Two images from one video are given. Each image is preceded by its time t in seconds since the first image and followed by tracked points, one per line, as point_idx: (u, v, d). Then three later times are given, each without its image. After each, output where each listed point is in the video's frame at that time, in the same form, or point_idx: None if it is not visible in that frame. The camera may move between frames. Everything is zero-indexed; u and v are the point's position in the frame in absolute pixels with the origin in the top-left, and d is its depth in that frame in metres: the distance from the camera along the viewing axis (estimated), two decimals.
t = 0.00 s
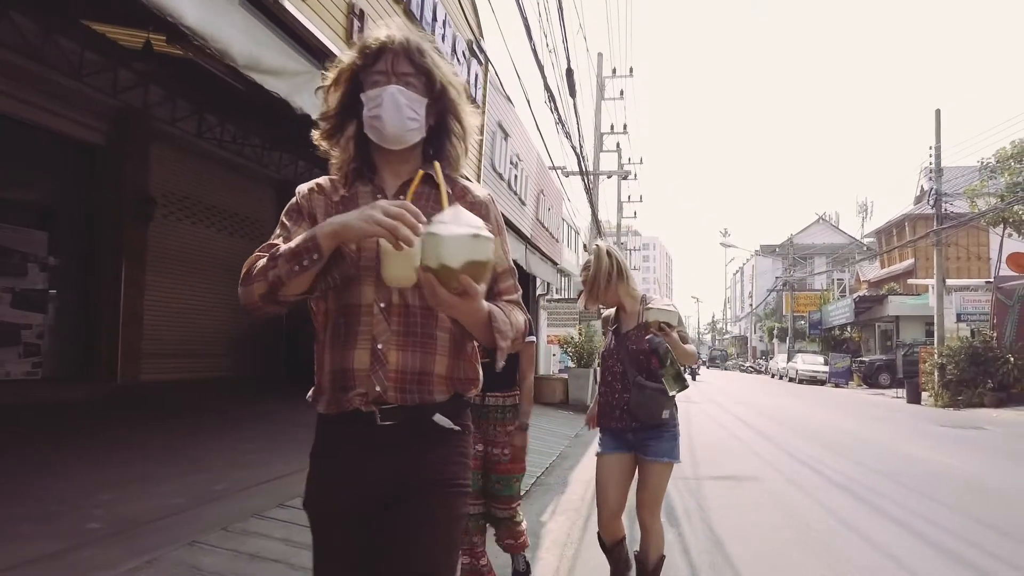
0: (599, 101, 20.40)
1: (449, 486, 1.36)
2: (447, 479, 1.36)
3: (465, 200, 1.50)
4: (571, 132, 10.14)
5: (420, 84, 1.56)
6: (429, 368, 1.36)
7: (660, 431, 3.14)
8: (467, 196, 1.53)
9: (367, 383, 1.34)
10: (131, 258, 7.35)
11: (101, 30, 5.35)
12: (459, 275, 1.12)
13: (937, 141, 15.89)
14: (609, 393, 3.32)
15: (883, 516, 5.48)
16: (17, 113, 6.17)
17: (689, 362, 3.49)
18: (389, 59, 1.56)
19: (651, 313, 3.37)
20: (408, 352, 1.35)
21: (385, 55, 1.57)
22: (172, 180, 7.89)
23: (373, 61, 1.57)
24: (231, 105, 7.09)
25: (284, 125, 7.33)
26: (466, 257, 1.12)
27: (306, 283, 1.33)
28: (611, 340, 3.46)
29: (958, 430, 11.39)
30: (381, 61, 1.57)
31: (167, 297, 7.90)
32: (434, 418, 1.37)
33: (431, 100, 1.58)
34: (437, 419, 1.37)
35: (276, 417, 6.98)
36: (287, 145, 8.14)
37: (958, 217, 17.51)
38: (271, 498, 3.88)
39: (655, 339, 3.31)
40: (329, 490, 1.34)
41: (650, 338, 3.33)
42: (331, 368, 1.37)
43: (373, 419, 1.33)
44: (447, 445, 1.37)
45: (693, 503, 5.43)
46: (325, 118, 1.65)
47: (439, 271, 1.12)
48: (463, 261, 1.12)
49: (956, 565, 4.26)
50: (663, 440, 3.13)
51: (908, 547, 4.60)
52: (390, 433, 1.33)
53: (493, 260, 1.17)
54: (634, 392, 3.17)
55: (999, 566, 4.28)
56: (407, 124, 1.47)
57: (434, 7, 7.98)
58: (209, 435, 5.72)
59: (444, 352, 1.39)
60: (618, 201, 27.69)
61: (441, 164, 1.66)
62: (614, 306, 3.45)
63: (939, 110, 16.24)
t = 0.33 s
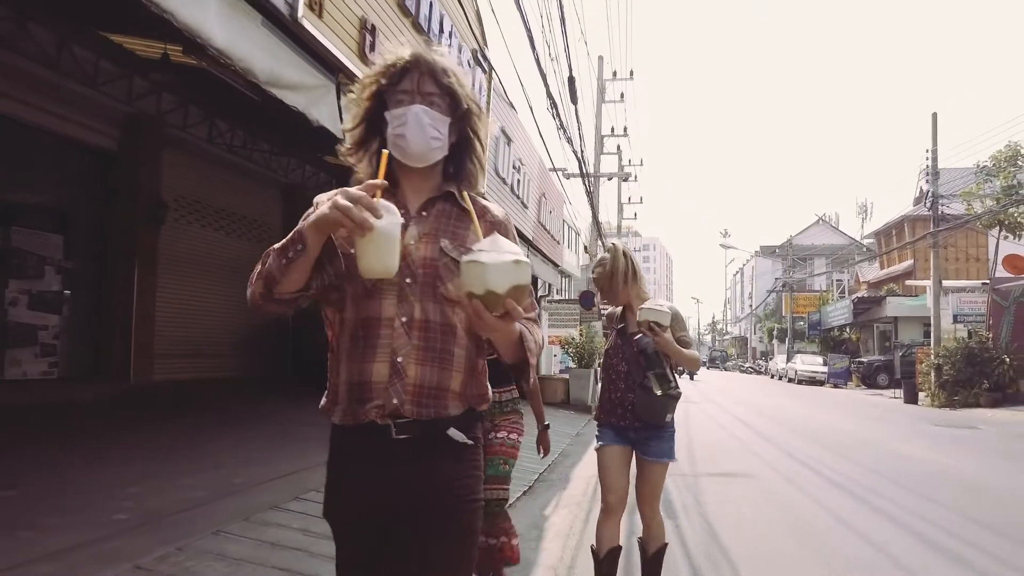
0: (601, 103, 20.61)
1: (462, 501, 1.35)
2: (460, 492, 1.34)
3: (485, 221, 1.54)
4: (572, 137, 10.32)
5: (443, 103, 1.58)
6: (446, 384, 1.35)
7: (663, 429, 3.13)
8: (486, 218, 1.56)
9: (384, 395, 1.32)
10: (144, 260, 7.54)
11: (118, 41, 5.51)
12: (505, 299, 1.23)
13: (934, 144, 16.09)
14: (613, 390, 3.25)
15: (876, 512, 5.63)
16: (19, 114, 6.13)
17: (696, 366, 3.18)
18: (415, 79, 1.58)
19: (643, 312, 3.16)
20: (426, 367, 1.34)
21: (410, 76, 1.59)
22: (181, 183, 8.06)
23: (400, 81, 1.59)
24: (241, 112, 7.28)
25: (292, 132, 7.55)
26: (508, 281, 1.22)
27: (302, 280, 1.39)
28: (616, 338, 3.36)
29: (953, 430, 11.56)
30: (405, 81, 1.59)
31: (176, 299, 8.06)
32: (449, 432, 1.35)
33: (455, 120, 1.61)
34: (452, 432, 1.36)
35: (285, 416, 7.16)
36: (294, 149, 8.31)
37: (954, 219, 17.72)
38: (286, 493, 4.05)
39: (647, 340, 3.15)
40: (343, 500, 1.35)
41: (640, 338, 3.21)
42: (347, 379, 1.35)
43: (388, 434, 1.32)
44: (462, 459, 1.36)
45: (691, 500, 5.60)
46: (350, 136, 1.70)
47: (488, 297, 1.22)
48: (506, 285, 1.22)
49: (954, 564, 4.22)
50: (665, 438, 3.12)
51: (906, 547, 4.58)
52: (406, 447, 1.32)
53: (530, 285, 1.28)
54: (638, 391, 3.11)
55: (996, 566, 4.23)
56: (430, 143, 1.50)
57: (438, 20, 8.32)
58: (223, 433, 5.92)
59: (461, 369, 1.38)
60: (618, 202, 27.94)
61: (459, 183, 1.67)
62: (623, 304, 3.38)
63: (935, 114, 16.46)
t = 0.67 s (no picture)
0: (601, 106, 20.79)
1: (488, 498, 1.41)
2: (483, 492, 1.40)
3: (519, 220, 1.60)
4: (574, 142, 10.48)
5: (481, 100, 1.67)
6: (480, 378, 1.43)
7: (664, 442, 3.18)
8: (520, 214, 1.62)
9: (422, 387, 1.39)
10: (157, 263, 7.72)
11: (137, 55, 5.69)
12: (528, 306, 1.34)
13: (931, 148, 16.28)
14: (613, 403, 3.27)
15: (871, 511, 5.79)
16: (17, 116, 6.14)
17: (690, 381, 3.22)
18: (453, 76, 1.66)
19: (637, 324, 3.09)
20: (462, 358, 1.43)
21: (447, 74, 1.67)
22: (192, 189, 8.24)
23: (436, 78, 1.68)
24: (250, 120, 7.46)
25: (301, 140, 7.73)
26: (530, 289, 1.34)
27: (333, 296, 1.45)
28: (615, 350, 3.40)
29: (949, 430, 11.74)
30: (440, 78, 1.67)
31: (187, 302, 8.23)
32: (484, 427, 1.42)
33: (490, 117, 1.70)
34: (487, 427, 1.43)
35: (294, 416, 7.34)
36: (302, 157, 8.49)
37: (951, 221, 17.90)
38: (303, 490, 4.24)
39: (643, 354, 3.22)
40: (359, 497, 1.41)
41: (634, 352, 3.29)
42: (381, 371, 1.41)
43: (424, 426, 1.38)
44: (491, 455, 1.43)
45: (690, 498, 5.78)
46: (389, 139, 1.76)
47: (511, 305, 1.34)
48: (528, 293, 1.34)
49: (949, 564, 4.37)
50: (666, 450, 3.17)
51: (903, 548, 4.70)
52: (443, 440, 1.38)
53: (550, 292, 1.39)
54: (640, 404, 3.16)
55: (993, 567, 4.36)
56: (467, 139, 1.58)
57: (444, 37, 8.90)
58: (236, 432, 6.10)
59: (493, 365, 1.46)
60: (619, 204, 28.12)
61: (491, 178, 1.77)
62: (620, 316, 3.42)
63: (932, 119, 16.65)
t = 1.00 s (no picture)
0: (602, 110, 20.98)
1: (522, 487, 1.53)
2: (518, 485, 1.53)
3: (554, 221, 1.71)
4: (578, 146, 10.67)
5: (518, 97, 1.82)
6: (526, 376, 1.57)
7: (665, 438, 3.32)
8: (557, 212, 1.73)
9: (472, 389, 1.52)
10: (171, 267, 7.91)
11: (158, 66, 5.89)
12: (551, 304, 1.42)
13: (928, 151, 16.48)
14: (616, 399, 3.43)
15: (867, 508, 5.98)
16: (17, 117, 6.09)
17: (690, 382, 3.37)
18: (491, 74, 1.82)
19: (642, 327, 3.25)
20: (506, 359, 1.56)
21: (487, 72, 1.82)
22: (205, 193, 8.44)
23: (476, 75, 1.83)
24: (263, 128, 7.66)
25: (312, 146, 7.92)
26: (552, 288, 1.42)
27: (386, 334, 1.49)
28: (617, 348, 3.57)
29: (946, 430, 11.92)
30: (481, 75, 1.83)
31: (199, 304, 8.43)
32: (525, 423, 1.57)
33: (527, 112, 1.85)
34: (527, 424, 1.57)
35: (305, 416, 7.52)
36: (312, 162, 8.68)
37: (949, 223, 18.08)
38: (322, 486, 4.43)
39: (648, 354, 3.34)
40: (399, 486, 1.51)
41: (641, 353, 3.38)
42: (430, 374, 1.53)
43: (471, 423, 1.51)
44: (528, 449, 1.57)
45: (691, 494, 5.97)
46: (430, 134, 1.95)
47: (535, 303, 1.43)
48: (551, 292, 1.42)
49: (940, 556, 4.56)
50: (667, 444, 3.31)
51: (896, 542, 4.90)
52: (486, 434, 1.50)
53: (574, 290, 1.47)
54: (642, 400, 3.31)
55: (991, 564, 4.47)
56: (504, 137, 1.72)
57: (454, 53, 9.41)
58: (251, 431, 6.29)
59: (534, 361, 1.60)
60: (620, 206, 28.31)
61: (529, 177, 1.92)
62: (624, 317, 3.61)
63: (930, 122, 16.84)
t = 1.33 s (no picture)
0: (606, 113, 21.20)
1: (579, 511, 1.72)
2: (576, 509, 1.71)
3: (601, 246, 1.83)
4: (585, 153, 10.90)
5: (557, 129, 2.00)
6: (582, 406, 1.71)
7: (678, 441, 3.44)
8: (602, 239, 1.85)
9: (533, 424, 1.66)
10: (191, 272, 8.16)
11: (187, 81, 6.13)
12: (595, 337, 1.56)
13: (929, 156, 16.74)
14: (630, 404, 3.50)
15: (868, 506, 6.21)
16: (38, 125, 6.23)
17: (702, 388, 3.66)
18: (530, 109, 2.00)
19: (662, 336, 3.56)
20: (562, 392, 1.70)
21: (526, 107, 2.00)
22: (223, 201, 8.70)
23: (515, 110, 2.01)
24: (283, 138, 7.90)
25: (328, 155, 8.14)
26: (598, 321, 1.55)
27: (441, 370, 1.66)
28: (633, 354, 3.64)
29: (946, 431, 12.15)
30: (520, 110, 2.00)
31: (217, 308, 8.67)
32: (584, 454, 1.73)
33: (565, 143, 2.03)
34: (586, 455, 1.74)
35: (323, 417, 7.75)
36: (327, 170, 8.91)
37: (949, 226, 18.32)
38: (351, 485, 4.66)
39: (669, 362, 3.55)
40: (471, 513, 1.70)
41: (660, 360, 3.55)
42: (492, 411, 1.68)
43: (533, 455, 1.67)
44: (586, 483, 1.74)
45: (700, 494, 6.20)
46: (473, 170, 2.14)
47: (580, 336, 1.56)
48: (596, 325, 1.55)
49: (937, 552, 4.79)
50: (681, 446, 3.42)
51: (895, 539, 5.12)
52: (549, 465, 1.68)
53: (618, 322, 1.59)
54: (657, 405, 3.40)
55: (986, 559, 4.69)
56: (543, 168, 1.89)
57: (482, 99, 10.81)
58: (273, 432, 6.51)
59: (588, 388, 1.73)
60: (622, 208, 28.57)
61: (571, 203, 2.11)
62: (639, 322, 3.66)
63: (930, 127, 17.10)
